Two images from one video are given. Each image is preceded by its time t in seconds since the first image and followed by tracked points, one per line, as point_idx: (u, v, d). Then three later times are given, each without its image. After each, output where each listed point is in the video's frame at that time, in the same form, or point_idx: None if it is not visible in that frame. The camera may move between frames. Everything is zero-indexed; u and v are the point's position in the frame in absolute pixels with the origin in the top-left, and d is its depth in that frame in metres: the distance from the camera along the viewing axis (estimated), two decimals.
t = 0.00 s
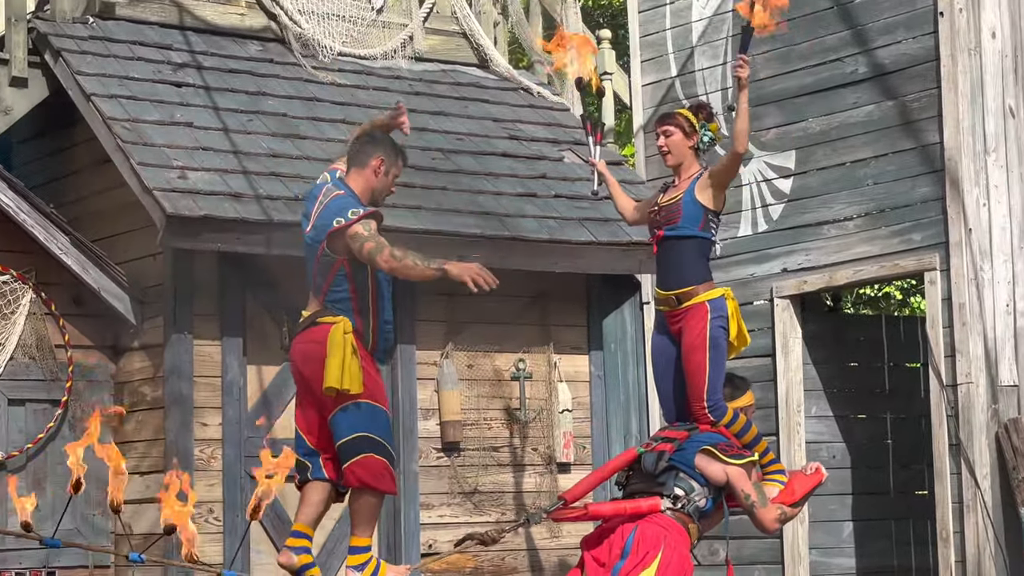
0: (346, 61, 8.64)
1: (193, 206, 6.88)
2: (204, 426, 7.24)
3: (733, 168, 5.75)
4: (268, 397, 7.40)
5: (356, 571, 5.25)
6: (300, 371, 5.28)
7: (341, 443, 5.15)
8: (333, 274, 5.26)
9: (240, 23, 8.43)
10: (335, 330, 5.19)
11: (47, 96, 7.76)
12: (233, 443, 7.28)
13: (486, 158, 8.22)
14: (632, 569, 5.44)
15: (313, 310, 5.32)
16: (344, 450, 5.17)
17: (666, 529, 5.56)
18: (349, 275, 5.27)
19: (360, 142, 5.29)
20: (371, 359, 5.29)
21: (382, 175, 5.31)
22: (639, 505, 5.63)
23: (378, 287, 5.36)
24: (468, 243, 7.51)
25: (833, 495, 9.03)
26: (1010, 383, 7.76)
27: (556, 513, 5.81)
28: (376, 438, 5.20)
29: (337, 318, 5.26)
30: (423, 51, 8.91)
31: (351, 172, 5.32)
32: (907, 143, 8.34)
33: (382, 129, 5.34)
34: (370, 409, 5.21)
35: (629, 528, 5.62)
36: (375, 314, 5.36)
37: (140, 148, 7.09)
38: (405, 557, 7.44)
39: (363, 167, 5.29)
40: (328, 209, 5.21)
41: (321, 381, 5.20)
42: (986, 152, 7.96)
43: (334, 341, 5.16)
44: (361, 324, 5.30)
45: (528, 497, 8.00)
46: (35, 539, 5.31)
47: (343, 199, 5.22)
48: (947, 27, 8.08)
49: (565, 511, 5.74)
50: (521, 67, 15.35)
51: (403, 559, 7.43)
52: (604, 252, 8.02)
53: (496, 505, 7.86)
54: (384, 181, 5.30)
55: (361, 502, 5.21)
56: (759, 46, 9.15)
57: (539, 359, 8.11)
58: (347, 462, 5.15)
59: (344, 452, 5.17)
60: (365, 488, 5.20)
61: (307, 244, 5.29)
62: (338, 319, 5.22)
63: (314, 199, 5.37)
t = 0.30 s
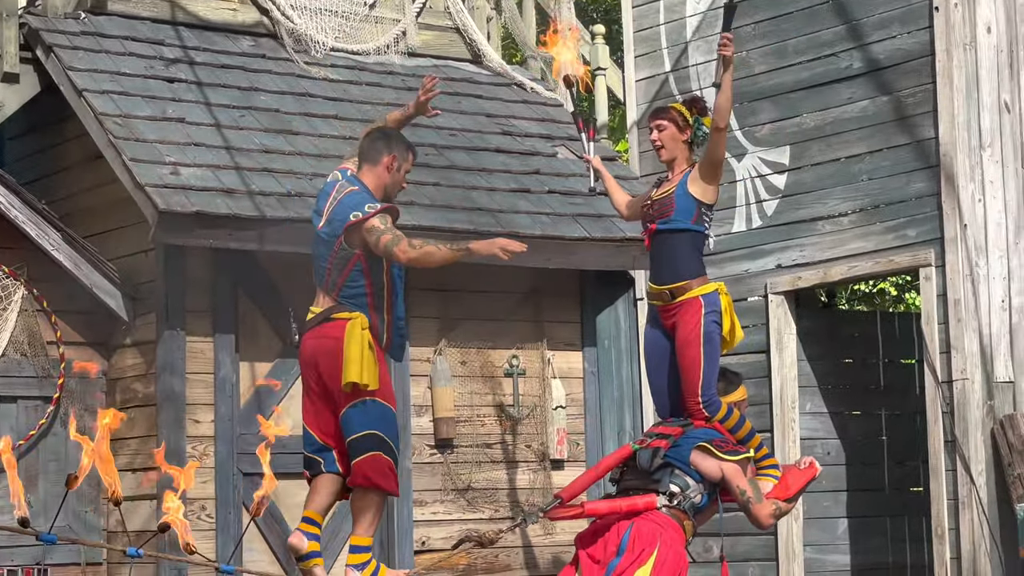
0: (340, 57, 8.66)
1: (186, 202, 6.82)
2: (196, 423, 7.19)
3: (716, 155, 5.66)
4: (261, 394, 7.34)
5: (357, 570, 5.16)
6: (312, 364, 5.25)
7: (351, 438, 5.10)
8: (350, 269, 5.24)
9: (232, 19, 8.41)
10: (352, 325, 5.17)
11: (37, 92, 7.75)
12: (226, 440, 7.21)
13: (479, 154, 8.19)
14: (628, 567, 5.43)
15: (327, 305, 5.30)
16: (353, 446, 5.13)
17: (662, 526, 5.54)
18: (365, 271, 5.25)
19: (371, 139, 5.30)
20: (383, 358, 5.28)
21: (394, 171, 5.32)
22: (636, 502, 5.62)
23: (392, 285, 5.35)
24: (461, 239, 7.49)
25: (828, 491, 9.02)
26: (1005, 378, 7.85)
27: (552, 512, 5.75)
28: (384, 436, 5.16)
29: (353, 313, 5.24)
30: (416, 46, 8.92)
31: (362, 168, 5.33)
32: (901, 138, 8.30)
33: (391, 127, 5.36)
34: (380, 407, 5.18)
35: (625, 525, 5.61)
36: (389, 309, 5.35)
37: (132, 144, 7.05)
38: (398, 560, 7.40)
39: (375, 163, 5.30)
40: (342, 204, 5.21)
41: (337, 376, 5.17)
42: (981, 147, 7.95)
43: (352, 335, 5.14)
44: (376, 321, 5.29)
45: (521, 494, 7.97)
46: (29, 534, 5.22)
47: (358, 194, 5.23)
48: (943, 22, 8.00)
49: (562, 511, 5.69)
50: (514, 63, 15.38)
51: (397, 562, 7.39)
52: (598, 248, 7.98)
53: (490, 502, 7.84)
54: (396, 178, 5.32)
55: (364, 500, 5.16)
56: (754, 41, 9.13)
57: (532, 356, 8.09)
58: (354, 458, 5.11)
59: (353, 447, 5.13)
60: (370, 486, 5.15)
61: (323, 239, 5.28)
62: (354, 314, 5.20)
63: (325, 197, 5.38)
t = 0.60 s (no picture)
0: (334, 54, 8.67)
1: (180, 199, 6.81)
2: (191, 421, 7.15)
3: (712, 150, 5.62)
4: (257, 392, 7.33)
5: (351, 568, 5.11)
6: (320, 356, 5.27)
7: (351, 433, 5.11)
8: (363, 258, 5.24)
9: (227, 16, 8.38)
10: (361, 319, 5.19)
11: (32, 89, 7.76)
12: (220, 438, 7.19)
13: (473, 151, 8.18)
14: (623, 563, 5.41)
15: (334, 298, 5.29)
16: (353, 441, 5.14)
17: (657, 523, 5.53)
18: (377, 259, 5.28)
19: (372, 130, 5.33)
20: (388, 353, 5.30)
21: (395, 162, 5.35)
22: (631, 500, 5.58)
23: (400, 271, 5.39)
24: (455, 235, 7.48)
25: (824, 488, 9.02)
26: (1001, 375, 7.77)
27: (545, 513, 5.67)
28: (383, 434, 5.17)
29: (361, 306, 5.24)
30: (410, 43, 8.91)
31: (365, 161, 5.36)
32: (896, 135, 8.30)
33: (389, 119, 5.40)
34: (381, 404, 5.20)
35: (620, 523, 5.58)
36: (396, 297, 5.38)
37: (126, 141, 7.04)
38: (393, 558, 7.41)
39: (378, 154, 5.33)
40: (350, 195, 5.24)
41: (343, 369, 5.19)
42: (977, 144, 7.94)
43: (360, 329, 5.16)
44: (387, 309, 5.33)
45: (516, 491, 7.95)
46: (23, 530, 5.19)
47: (364, 184, 5.26)
48: (937, 18, 8.02)
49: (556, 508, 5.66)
50: (510, 60, 15.38)
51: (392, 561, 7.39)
52: (593, 244, 7.97)
53: (485, 499, 7.82)
54: (399, 169, 5.35)
55: (360, 497, 5.16)
56: (749, 38, 9.12)
57: (527, 353, 8.07)
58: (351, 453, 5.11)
59: (352, 442, 5.14)
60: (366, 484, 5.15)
61: (331, 231, 5.25)
62: (361, 308, 5.22)
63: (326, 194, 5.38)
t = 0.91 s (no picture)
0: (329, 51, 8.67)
1: (174, 197, 6.79)
2: (186, 419, 7.13)
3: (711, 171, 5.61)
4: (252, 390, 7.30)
5: (346, 561, 5.21)
6: (322, 347, 5.34)
7: (346, 423, 5.18)
8: (366, 243, 5.31)
9: (221, 13, 8.38)
10: (361, 311, 5.24)
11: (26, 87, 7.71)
12: (215, 436, 7.18)
13: (468, 148, 8.17)
14: (618, 561, 5.42)
15: (338, 287, 5.34)
16: (348, 432, 5.20)
17: (653, 520, 5.53)
18: (381, 243, 5.34)
19: (366, 122, 5.40)
20: (389, 341, 5.36)
21: (393, 151, 5.41)
22: (627, 497, 5.60)
23: (405, 253, 5.47)
24: (451, 233, 7.48)
25: (819, 486, 9.02)
26: (996, 372, 7.82)
27: (543, 512, 5.67)
28: (379, 426, 5.22)
29: (363, 297, 5.30)
30: (405, 40, 8.91)
31: (361, 152, 5.44)
32: (892, 132, 8.30)
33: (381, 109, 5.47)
34: (378, 395, 5.25)
35: (615, 520, 5.58)
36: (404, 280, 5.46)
37: (120, 139, 7.02)
38: (388, 554, 7.45)
39: (374, 144, 5.39)
40: (349, 182, 5.31)
41: (342, 362, 5.26)
42: (971, 141, 7.94)
43: (359, 321, 5.22)
44: (395, 290, 5.39)
45: (511, 489, 7.94)
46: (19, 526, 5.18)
47: (363, 172, 5.35)
48: (932, 15, 8.02)
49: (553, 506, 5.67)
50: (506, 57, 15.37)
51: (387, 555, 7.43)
52: (588, 241, 7.97)
53: (480, 497, 7.81)
54: (396, 157, 5.41)
55: (354, 489, 5.21)
56: (745, 35, 9.15)
57: (523, 350, 8.07)
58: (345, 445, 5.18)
59: (347, 434, 5.21)
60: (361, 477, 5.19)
61: (331, 221, 5.32)
62: (361, 299, 5.28)
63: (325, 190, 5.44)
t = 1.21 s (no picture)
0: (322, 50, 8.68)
1: (168, 196, 6.77)
2: (179, 418, 7.13)
3: (718, 196, 5.71)
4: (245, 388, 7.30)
5: (341, 556, 5.21)
6: (322, 341, 5.34)
7: (346, 416, 5.17)
8: (365, 237, 5.32)
9: (215, 12, 8.40)
10: (359, 304, 5.25)
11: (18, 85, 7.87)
12: (208, 435, 7.16)
13: (462, 147, 8.18)
14: (611, 559, 5.42)
15: (338, 282, 5.34)
16: (345, 425, 5.19)
17: (645, 519, 5.54)
18: (380, 236, 5.35)
19: (362, 117, 5.41)
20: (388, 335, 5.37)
21: (390, 146, 5.44)
22: (623, 497, 5.60)
23: (405, 246, 5.47)
24: (444, 232, 7.48)
25: (812, 484, 9.04)
26: (989, 370, 7.85)
27: (539, 511, 5.66)
28: (376, 418, 5.22)
29: (362, 291, 5.30)
30: (399, 39, 8.92)
31: (358, 148, 5.45)
32: (885, 130, 8.31)
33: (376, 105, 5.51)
34: (376, 389, 5.25)
35: (610, 520, 5.58)
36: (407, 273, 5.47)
37: (113, 137, 7.00)
38: (382, 548, 7.46)
39: (371, 139, 5.42)
40: (346, 177, 5.33)
41: (342, 357, 5.26)
42: (964, 140, 7.95)
43: (357, 315, 5.22)
44: (398, 282, 5.40)
45: (504, 487, 7.95)
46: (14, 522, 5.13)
47: (358, 167, 5.37)
48: (925, 14, 8.03)
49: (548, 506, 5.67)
50: (500, 55, 15.38)
51: (380, 548, 7.44)
52: (581, 240, 7.98)
53: (474, 495, 7.82)
54: (393, 152, 5.43)
55: (350, 483, 5.20)
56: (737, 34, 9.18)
57: (517, 349, 8.06)
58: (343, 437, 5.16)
59: (345, 427, 5.19)
60: (359, 470, 5.17)
61: (330, 217, 5.32)
62: (360, 293, 5.28)
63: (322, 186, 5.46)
